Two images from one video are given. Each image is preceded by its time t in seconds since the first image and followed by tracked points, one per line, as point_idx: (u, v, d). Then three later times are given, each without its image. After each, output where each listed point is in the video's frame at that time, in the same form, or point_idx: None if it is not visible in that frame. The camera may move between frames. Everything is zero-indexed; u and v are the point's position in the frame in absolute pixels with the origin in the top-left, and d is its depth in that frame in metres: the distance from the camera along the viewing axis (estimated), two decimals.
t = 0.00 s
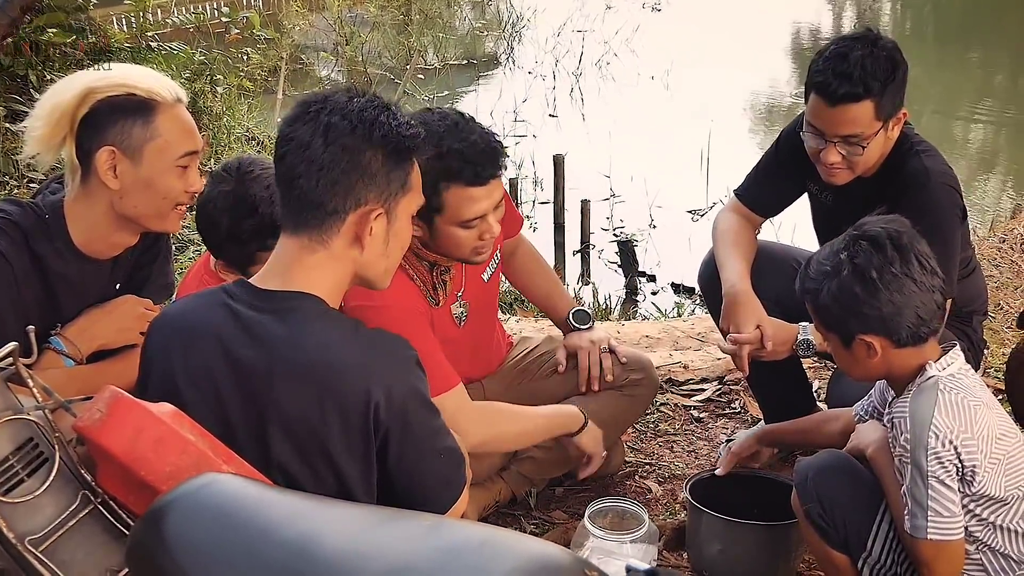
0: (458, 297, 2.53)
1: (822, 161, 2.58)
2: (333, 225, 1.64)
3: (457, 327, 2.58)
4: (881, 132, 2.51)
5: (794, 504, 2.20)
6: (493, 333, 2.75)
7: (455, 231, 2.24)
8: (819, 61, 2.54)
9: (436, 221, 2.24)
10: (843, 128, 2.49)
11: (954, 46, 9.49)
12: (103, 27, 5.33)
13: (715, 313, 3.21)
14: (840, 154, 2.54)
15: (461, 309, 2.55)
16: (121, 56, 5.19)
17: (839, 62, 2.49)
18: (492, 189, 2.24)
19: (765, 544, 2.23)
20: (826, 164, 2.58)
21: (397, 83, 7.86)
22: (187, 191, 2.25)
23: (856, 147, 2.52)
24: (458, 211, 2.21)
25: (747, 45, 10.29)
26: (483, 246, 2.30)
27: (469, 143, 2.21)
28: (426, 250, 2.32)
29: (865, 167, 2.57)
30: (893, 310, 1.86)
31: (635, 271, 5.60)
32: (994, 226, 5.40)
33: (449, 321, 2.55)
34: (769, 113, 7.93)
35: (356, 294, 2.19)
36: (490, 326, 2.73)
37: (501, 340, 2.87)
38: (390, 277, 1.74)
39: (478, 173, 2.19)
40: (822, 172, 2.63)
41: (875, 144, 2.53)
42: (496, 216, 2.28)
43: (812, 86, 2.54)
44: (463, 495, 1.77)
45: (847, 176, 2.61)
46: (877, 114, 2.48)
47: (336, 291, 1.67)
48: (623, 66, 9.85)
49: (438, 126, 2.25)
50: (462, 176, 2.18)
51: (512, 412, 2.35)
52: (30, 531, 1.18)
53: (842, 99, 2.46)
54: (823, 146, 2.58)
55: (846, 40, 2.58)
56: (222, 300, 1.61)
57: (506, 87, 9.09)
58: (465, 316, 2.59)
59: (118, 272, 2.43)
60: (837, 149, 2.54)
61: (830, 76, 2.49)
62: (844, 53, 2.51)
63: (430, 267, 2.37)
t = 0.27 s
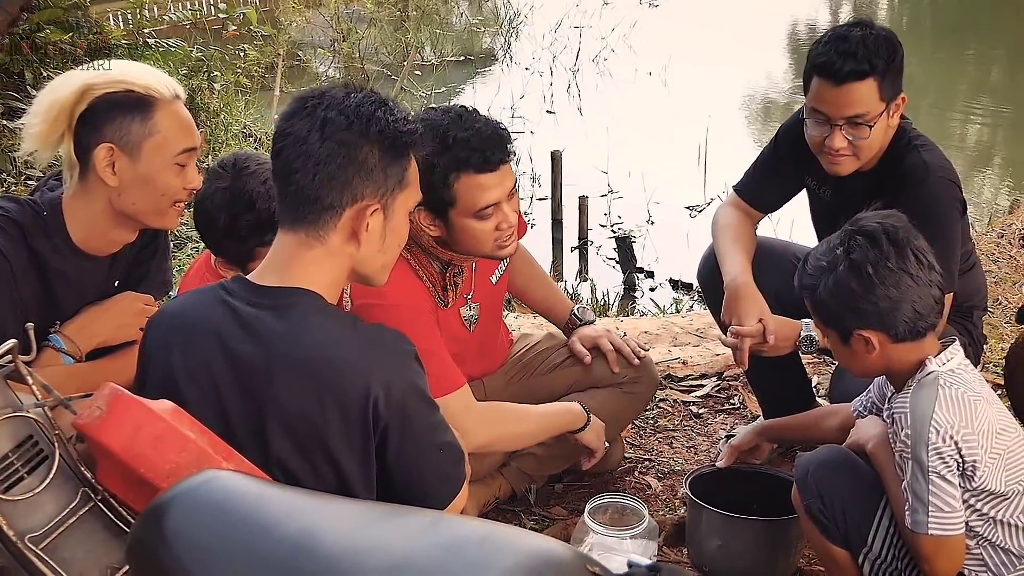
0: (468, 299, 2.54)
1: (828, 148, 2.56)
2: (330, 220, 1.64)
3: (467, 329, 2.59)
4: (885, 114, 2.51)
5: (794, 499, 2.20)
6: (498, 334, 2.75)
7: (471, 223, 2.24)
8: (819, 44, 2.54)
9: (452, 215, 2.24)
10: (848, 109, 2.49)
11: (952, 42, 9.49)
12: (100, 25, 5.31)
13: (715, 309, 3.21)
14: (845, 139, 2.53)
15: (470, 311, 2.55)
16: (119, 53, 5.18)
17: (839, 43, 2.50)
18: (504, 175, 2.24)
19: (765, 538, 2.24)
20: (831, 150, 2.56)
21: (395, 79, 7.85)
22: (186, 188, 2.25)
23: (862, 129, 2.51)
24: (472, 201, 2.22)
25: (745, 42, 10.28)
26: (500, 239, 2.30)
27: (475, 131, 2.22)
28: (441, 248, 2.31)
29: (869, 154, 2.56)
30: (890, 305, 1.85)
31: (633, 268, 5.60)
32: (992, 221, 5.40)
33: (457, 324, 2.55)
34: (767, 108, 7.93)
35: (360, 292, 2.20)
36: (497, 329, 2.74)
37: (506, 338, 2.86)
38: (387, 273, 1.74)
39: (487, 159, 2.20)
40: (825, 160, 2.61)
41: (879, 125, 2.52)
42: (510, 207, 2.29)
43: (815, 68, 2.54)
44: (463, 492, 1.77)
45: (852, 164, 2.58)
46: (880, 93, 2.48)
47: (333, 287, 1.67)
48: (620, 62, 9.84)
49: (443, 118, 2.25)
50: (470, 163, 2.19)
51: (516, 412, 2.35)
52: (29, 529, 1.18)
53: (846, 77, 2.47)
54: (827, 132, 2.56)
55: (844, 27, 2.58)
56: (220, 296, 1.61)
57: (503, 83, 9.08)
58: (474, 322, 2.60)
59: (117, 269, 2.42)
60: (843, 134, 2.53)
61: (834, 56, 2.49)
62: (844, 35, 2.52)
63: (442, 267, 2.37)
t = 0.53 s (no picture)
0: (468, 293, 2.53)
1: (828, 144, 2.56)
2: (329, 212, 1.64)
3: (468, 323, 2.58)
4: (884, 109, 2.51)
5: (796, 495, 2.20)
6: (499, 329, 2.75)
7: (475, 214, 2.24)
8: (818, 40, 2.53)
9: (456, 206, 2.23)
10: (848, 104, 2.49)
11: (949, 38, 9.49)
12: (98, 20, 5.30)
13: (715, 304, 3.21)
14: (846, 135, 2.53)
15: (470, 306, 2.54)
16: (117, 48, 5.17)
17: (839, 38, 2.50)
18: (507, 165, 2.24)
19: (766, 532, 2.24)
20: (832, 146, 2.56)
21: (392, 74, 7.84)
22: (188, 183, 2.24)
23: (862, 125, 2.51)
24: (474, 193, 2.21)
25: (742, 38, 10.28)
26: (502, 231, 2.30)
27: (479, 121, 2.21)
28: (443, 241, 2.31)
29: (869, 150, 2.56)
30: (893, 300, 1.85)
31: (631, 263, 5.61)
32: (991, 217, 5.41)
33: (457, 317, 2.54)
34: (764, 104, 7.93)
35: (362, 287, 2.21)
36: (498, 325, 2.74)
37: (506, 334, 2.86)
38: (384, 268, 1.73)
39: (491, 150, 2.20)
40: (826, 157, 2.60)
41: (879, 122, 2.52)
42: (513, 197, 2.28)
43: (814, 64, 2.54)
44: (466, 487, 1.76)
45: (852, 159, 2.58)
46: (880, 88, 2.48)
47: (333, 281, 1.67)
48: (618, 58, 9.83)
49: (447, 110, 2.24)
50: (475, 154, 2.18)
51: (518, 410, 2.35)
52: (33, 523, 1.18)
53: (847, 71, 2.47)
54: (827, 129, 2.56)
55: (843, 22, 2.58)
56: (221, 291, 1.61)
57: (501, 79, 9.07)
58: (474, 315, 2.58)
59: (118, 264, 2.42)
60: (843, 130, 2.53)
61: (834, 51, 2.49)
62: (842, 30, 2.52)
63: (443, 261, 2.36)
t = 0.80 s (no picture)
0: (468, 284, 2.52)
1: (826, 141, 2.56)
2: (330, 205, 1.64)
3: (468, 314, 2.57)
4: (882, 106, 2.51)
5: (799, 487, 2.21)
6: (500, 321, 2.75)
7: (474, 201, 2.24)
8: (814, 37, 2.53)
9: (455, 193, 2.23)
10: (845, 101, 2.49)
11: (949, 33, 9.48)
12: (98, 13, 5.29)
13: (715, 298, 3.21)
14: (844, 131, 2.53)
15: (470, 296, 2.53)
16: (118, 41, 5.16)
17: (835, 34, 2.50)
18: (506, 152, 2.24)
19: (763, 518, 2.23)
20: (830, 143, 2.56)
21: (393, 69, 7.83)
22: (190, 177, 2.23)
23: (860, 120, 2.51)
24: (474, 180, 2.21)
25: (742, 33, 10.28)
26: (502, 219, 2.30)
27: (479, 108, 2.21)
28: (443, 230, 2.31)
29: (867, 145, 2.56)
30: (908, 299, 1.85)
31: (631, 257, 5.61)
32: (991, 212, 5.41)
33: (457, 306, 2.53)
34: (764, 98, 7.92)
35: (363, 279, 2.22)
36: (498, 317, 2.73)
37: (507, 327, 2.87)
38: (384, 262, 1.73)
39: (491, 135, 2.20)
40: (824, 152, 2.61)
41: (877, 117, 2.52)
42: (512, 184, 2.28)
43: (811, 60, 2.53)
44: (467, 479, 1.76)
45: (850, 155, 2.58)
46: (876, 82, 2.48)
47: (336, 274, 1.67)
48: (618, 52, 9.82)
49: (447, 99, 2.23)
50: (474, 140, 2.18)
51: (519, 406, 2.35)
52: (37, 515, 1.19)
53: (844, 69, 2.46)
54: (825, 127, 2.56)
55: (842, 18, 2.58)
56: (224, 284, 1.61)
57: (501, 73, 9.07)
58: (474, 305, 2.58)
59: (120, 257, 2.42)
60: (841, 126, 2.53)
61: (831, 48, 2.49)
62: (838, 26, 2.52)
63: (442, 251, 2.36)
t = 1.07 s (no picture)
0: (467, 279, 2.52)
1: (822, 134, 2.56)
2: (328, 200, 1.64)
3: (467, 310, 2.57)
4: (878, 99, 2.51)
5: (800, 484, 2.22)
6: (498, 317, 2.75)
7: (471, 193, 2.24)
8: (811, 30, 2.53)
9: (453, 186, 2.23)
10: (840, 94, 2.49)
11: (948, 30, 9.49)
12: (99, 10, 5.27)
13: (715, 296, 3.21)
14: (839, 125, 2.53)
15: (469, 291, 2.53)
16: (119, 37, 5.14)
17: (831, 28, 2.50)
18: (504, 146, 2.24)
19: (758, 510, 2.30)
20: (825, 137, 2.55)
21: (393, 65, 7.81)
22: (193, 173, 2.23)
23: (855, 115, 2.51)
24: (472, 173, 2.21)
25: (741, 30, 10.27)
26: (500, 213, 2.30)
27: (477, 100, 2.21)
28: (442, 225, 2.31)
29: (863, 139, 2.56)
30: (915, 306, 1.85)
31: (631, 254, 5.61)
32: (990, 208, 5.41)
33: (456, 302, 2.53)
34: (764, 95, 7.92)
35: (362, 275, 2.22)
36: (496, 312, 2.74)
37: (506, 325, 2.87)
38: (386, 259, 1.73)
39: (489, 128, 2.20)
40: (820, 147, 2.61)
41: (873, 110, 2.51)
42: (509, 178, 2.28)
43: (807, 54, 2.54)
44: (469, 475, 1.76)
45: (846, 150, 2.58)
46: (872, 78, 2.48)
47: (337, 272, 1.67)
48: (618, 49, 9.82)
49: (445, 94, 2.24)
50: (472, 132, 2.19)
51: (519, 400, 2.36)
52: (39, 510, 1.19)
53: (838, 61, 2.47)
54: (821, 120, 2.56)
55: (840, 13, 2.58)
56: (225, 281, 1.61)
57: (500, 70, 9.06)
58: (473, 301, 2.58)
59: (122, 254, 2.42)
60: (837, 120, 2.53)
61: (826, 41, 2.49)
62: (834, 21, 2.52)
63: (440, 246, 2.37)
